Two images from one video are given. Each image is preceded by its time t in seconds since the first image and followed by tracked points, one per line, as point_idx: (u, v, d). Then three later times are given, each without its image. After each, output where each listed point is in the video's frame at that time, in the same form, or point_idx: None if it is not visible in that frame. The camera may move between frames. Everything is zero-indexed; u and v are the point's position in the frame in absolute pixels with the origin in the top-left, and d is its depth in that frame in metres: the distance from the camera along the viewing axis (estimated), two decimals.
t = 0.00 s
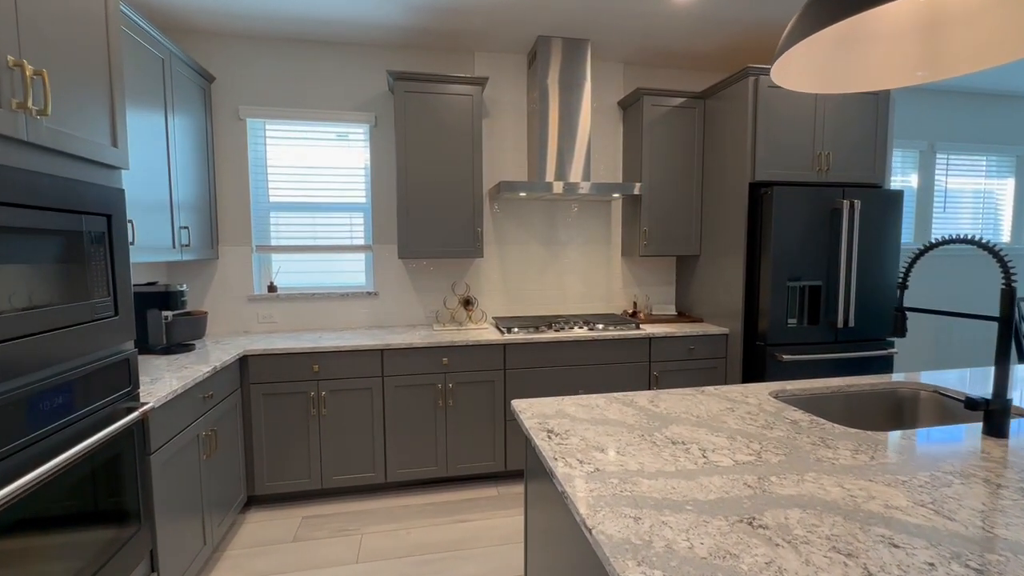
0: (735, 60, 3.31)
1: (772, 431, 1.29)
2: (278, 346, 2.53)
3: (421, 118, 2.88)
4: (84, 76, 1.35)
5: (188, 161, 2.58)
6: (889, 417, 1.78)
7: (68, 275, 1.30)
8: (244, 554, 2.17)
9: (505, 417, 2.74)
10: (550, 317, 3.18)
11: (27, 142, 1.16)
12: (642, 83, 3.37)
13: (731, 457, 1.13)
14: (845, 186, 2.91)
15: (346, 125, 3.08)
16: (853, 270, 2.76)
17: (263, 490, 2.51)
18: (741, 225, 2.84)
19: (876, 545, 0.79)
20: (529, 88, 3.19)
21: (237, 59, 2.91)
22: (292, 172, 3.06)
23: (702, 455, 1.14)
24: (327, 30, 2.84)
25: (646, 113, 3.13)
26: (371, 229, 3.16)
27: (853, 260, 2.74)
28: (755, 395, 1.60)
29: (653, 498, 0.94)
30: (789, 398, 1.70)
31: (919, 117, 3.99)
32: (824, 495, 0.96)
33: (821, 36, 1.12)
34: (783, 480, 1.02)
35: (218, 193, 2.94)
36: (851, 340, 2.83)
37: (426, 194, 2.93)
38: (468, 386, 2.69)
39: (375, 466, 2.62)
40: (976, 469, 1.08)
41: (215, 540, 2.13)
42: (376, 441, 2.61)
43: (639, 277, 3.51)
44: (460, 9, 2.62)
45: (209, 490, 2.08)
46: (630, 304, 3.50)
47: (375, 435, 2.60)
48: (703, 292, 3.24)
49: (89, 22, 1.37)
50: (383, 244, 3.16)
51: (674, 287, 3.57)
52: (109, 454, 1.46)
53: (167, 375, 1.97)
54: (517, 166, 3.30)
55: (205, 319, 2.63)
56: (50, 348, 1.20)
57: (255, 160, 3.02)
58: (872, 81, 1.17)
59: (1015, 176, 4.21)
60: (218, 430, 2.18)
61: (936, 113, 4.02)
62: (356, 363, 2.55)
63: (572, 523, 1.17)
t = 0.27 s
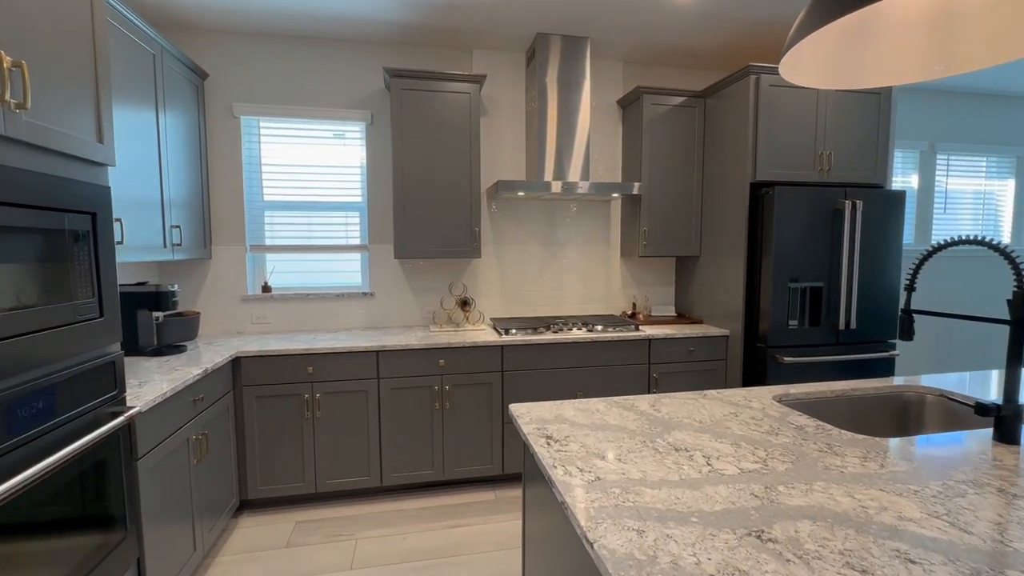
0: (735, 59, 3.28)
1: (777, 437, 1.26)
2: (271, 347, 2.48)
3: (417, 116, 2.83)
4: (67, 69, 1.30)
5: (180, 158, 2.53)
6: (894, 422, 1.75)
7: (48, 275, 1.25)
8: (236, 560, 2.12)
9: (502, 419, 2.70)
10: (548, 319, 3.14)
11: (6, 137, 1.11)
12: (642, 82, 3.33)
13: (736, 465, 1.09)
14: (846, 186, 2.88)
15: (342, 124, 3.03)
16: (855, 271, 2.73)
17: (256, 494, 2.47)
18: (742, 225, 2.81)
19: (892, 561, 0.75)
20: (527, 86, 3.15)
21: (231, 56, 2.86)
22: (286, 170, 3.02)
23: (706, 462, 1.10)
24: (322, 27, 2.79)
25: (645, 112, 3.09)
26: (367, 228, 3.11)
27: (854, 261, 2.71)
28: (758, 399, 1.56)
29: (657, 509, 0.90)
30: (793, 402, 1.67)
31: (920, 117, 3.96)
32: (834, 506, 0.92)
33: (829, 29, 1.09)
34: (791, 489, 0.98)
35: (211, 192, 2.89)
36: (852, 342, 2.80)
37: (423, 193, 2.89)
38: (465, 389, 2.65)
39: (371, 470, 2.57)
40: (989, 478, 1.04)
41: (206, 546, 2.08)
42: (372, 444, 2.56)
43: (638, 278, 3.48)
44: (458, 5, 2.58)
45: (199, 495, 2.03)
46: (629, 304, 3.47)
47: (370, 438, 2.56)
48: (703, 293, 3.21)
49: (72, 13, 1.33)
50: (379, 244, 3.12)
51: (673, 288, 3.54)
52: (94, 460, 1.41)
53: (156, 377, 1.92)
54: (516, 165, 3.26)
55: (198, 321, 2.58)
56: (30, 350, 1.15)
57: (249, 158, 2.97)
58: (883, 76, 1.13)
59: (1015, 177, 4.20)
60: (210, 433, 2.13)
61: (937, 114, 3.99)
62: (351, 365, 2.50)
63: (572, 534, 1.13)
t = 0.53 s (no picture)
0: (734, 58, 3.25)
1: (782, 443, 1.22)
2: (264, 348, 2.44)
3: (413, 114, 2.79)
4: (48, 61, 1.26)
5: (170, 156, 2.48)
6: (897, 425, 1.72)
7: (29, 276, 1.20)
8: (226, 567, 2.08)
9: (499, 422, 2.66)
10: (545, 320, 3.11)
11: None
12: (640, 81, 3.30)
13: (740, 472, 1.06)
14: (846, 186, 2.86)
15: (336, 122, 2.99)
16: (855, 272, 2.70)
17: (248, 498, 2.42)
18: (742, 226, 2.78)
19: None
20: (525, 84, 3.11)
21: (224, 52, 2.81)
22: (280, 169, 2.97)
23: (709, 470, 1.07)
24: (317, 22, 2.75)
25: (644, 111, 3.06)
26: (362, 228, 3.07)
27: (854, 262, 2.69)
28: (760, 403, 1.53)
29: (660, 520, 0.87)
30: (795, 405, 1.64)
31: (919, 118, 3.95)
32: (843, 516, 0.88)
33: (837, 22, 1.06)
34: (798, 499, 0.94)
35: (203, 191, 2.84)
36: (852, 344, 2.78)
37: (419, 192, 2.85)
38: (462, 391, 2.61)
39: (365, 474, 2.53)
40: (1001, 485, 1.01)
41: (196, 553, 2.04)
42: (366, 447, 2.52)
43: (636, 279, 3.45)
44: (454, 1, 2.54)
45: (189, 500, 1.99)
46: (628, 306, 3.43)
47: (365, 441, 2.51)
48: (702, 294, 3.18)
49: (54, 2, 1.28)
50: (375, 244, 3.08)
51: (671, 288, 3.51)
52: (77, 466, 1.36)
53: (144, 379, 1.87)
54: (513, 165, 3.23)
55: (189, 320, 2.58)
56: (6, 353, 1.10)
57: (242, 157, 2.92)
58: (889, 73, 1.10)
59: (1013, 178, 4.19)
60: (200, 437, 2.08)
61: (936, 114, 3.98)
62: (345, 367, 2.46)
63: (570, 544, 1.09)
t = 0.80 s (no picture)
0: (731, 57, 3.23)
1: (783, 448, 1.20)
2: (254, 350, 2.39)
3: (407, 113, 2.76)
4: (27, 54, 1.21)
5: (158, 154, 2.43)
6: (897, 429, 1.70)
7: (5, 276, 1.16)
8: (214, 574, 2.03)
9: (494, 425, 2.62)
10: (541, 321, 3.08)
11: None
12: (637, 81, 3.28)
13: (741, 479, 1.03)
14: (843, 187, 2.84)
15: (329, 120, 2.95)
16: (853, 273, 2.69)
17: (237, 503, 2.37)
18: (739, 226, 2.76)
19: None
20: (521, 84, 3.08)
21: (215, 49, 2.77)
22: (272, 168, 2.93)
23: (709, 477, 1.04)
24: (309, 19, 2.70)
25: (641, 111, 3.04)
26: (356, 228, 3.03)
27: (852, 263, 2.67)
28: (760, 407, 1.51)
29: (659, 531, 0.84)
30: (795, 409, 1.61)
31: (914, 119, 3.95)
32: (849, 526, 0.86)
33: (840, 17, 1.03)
34: (801, 508, 0.92)
35: (192, 190, 2.79)
36: (849, 345, 2.76)
37: (413, 192, 2.81)
38: (456, 393, 2.58)
39: (358, 478, 2.49)
40: (1007, 492, 0.99)
41: (183, 560, 1.99)
42: (359, 451, 2.48)
43: (632, 280, 3.42)
44: None
45: (176, 506, 1.94)
46: (624, 307, 3.41)
47: (357, 445, 2.47)
48: (699, 295, 3.16)
49: None
50: (368, 244, 3.03)
51: (668, 289, 3.48)
52: (56, 473, 1.31)
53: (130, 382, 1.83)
54: (509, 165, 3.20)
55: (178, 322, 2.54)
56: None
57: (233, 155, 2.87)
58: (888, 71, 1.08)
59: (1008, 179, 4.19)
60: (188, 441, 2.04)
61: (931, 115, 3.98)
62: (337, 369, 2.42)
63: (566, 553, 1.06)
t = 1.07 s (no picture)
0: (727, 57, 3.21)
1: (784, 455, 1.16)
2: (243, 354, 2.34)
3: (400, 112, 2.71)
4: None
5: (144, 153, 2.37)
6: (897, 433, 1.68)
7: None
8: None
9: (488, 429, 2.58)
10: (535, 323, 3.04)
11: None
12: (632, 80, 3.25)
13: (743, 489, 0.99)
14: (840, 188, 2.82)
15: (321, 119, 2.90)
16: (850, 275, 2.67)
17: (225, 510, 2.31)
18: (735, 227, 2.73)
19: None
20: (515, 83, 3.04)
21: (203, 46, 2.71)
22: (262, 167, 2.87)
23: (710, 487, 1.00)
24: (300, 16, 2.65)
25: (636, 111, 3.01)
26: (347, 229, 2.98)
27: (849, 265, 2.65)
28: (759, 412, 1.47)
29: (659, 546, 0.80)
30: (794, 413, 1.58)
31: (909, 121, 3.95)
32: (857, 539, 0.82)
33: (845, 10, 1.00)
34: (806, 519, 0.88)
35: (179, 189, 2.73)
36: (846, 348, 2.74)
37: (406, 192, 2.76)
38: (449, 397, 2.53)
39: (349, 484, 2.44)
40: (1016, 502, 0.96)
41: (168, 570, 1.93)
42: (350, 456, 2.43)
43: (628, 281, 3.39)
44: None
45: (160, 515, 1.88)
46: (620, 308, 3.38)
47: (348, 450, 2.42)
48: (695, 297, 3.13)
49: None
50: (360, 245, 2.98)
51: (664, 291, 3.45)
52: (30, 483, 1.26)
53: (111, 387, 1.77)
54: (503, 165, 3.16)
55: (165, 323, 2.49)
56: None
57: (222, 154, 2.82)
58: (889, 69, 1.05)
59: (1001, 181, 4.20)
60: (173, 448, 1.98)
61: (926, 117, 3.98)
62: (327, 373, 2.37)
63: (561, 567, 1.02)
